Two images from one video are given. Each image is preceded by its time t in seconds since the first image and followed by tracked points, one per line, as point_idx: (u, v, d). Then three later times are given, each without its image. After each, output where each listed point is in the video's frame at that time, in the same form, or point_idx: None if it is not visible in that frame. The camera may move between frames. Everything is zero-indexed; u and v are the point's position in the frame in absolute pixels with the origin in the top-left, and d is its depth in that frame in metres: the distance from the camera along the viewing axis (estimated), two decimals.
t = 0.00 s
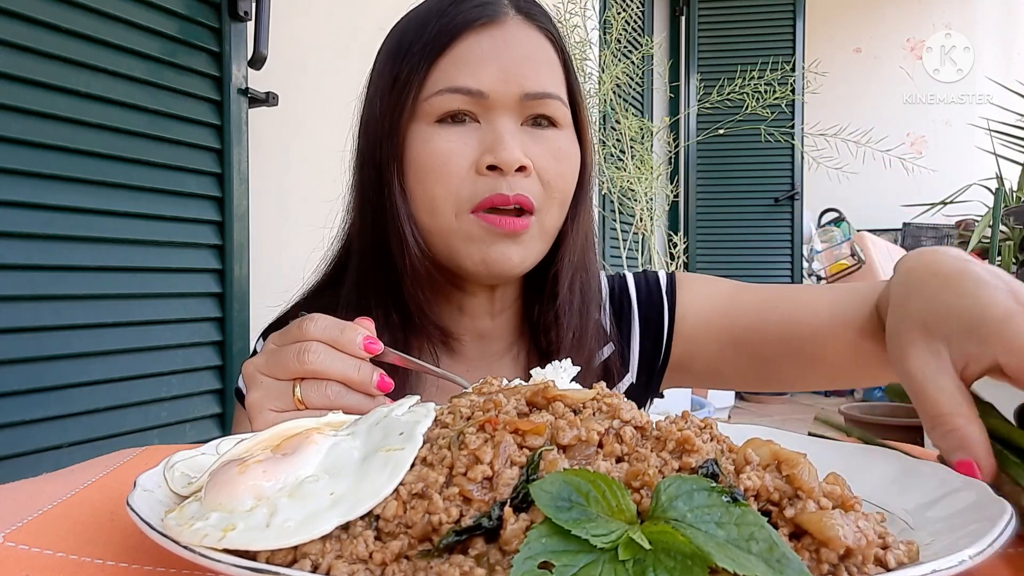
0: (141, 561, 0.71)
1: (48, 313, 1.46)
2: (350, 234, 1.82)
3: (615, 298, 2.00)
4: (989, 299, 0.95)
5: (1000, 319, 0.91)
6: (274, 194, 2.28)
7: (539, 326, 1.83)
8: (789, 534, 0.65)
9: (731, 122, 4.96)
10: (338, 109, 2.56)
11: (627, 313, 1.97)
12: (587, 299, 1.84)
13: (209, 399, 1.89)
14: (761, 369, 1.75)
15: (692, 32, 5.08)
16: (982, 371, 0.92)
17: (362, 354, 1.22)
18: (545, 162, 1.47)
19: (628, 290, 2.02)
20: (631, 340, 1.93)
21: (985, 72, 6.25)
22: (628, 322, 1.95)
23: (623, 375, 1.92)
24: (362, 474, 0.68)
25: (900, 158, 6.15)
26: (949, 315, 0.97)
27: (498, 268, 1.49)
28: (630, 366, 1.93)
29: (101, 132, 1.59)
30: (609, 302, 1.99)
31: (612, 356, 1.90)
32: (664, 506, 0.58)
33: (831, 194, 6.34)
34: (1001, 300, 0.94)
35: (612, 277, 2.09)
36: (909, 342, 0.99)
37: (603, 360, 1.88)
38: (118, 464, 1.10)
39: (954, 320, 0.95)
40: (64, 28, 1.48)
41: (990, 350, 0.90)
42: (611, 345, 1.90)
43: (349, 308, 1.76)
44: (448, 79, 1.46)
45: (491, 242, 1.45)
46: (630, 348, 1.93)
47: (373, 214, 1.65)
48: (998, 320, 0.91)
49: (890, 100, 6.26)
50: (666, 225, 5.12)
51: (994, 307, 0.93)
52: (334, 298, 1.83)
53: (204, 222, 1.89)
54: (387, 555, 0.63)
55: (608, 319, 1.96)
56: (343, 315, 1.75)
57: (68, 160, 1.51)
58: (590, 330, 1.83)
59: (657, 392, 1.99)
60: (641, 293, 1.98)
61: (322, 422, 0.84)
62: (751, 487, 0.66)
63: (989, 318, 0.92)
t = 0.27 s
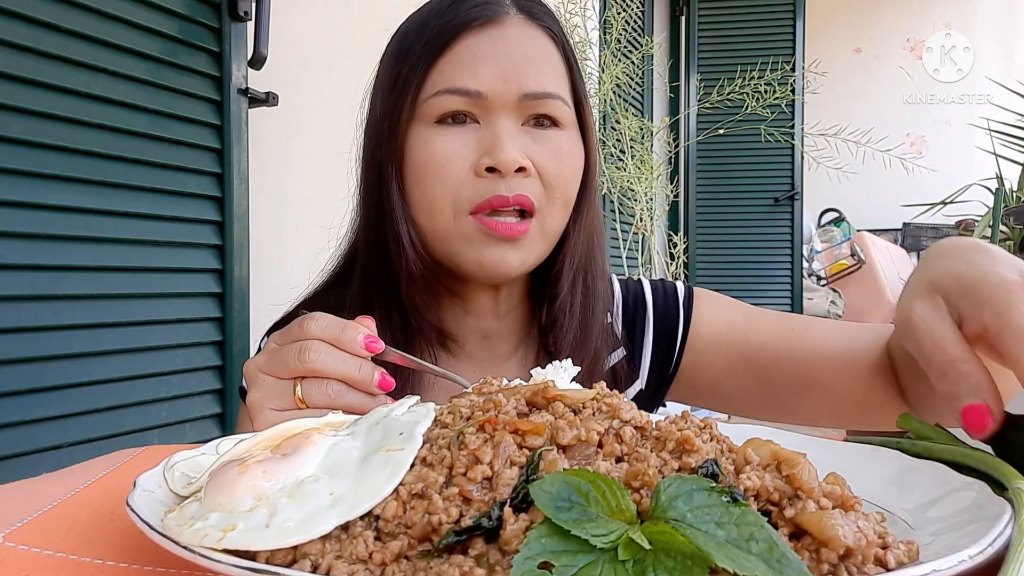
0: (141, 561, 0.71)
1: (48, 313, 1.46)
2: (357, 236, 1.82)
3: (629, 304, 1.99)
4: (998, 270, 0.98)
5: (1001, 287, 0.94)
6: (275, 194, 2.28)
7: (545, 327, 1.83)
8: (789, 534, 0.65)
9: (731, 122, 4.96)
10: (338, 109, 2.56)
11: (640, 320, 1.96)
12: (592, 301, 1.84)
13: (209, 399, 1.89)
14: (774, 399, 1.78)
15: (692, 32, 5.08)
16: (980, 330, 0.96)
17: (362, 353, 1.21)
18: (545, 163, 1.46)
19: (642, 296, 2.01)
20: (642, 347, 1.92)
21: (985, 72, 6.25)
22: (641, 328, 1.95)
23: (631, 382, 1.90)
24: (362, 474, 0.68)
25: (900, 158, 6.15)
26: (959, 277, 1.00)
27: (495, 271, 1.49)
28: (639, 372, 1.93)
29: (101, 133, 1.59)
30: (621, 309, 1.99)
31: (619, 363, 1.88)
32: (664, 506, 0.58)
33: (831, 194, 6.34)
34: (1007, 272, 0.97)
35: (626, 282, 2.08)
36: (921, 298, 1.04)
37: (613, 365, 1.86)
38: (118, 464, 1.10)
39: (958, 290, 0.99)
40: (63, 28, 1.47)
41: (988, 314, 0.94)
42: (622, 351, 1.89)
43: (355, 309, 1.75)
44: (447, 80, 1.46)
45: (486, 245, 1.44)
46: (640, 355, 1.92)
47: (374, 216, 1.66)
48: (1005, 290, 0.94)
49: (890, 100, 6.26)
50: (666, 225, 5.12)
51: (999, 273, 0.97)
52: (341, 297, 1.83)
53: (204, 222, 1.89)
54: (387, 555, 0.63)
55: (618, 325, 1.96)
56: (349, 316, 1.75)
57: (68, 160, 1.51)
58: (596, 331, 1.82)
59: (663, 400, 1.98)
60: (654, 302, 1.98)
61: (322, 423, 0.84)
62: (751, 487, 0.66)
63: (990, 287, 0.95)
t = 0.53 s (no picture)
0: (141, 561, 0.71)
1: (48, 313, 1.46)
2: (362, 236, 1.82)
3: (635, 309, 1.99)
4: None
5: None
6: (275, 195, 2.28)
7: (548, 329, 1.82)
8: (789, 534, 0.65)
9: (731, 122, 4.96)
10: (338, 109, 2.56)
11: (645, 325, 1.96)
12: (594, 303, 1.83)
13: (209, 399, 1.89)
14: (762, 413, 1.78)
15: (692, 32, 5.09)
16: None
17: (362, 355, 1.22)
18: (547, 166, 1.46)
19: (649, 301, 2.01)
20: (646, 353, 1.93)
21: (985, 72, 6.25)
22: (646, 334, 1.95)
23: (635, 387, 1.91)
24: (362, 474, 0.68)
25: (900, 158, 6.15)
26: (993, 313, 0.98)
27: (496, 268, 1.49)
28: (643, 377, 1.93)
29: (102, 132, 1.60)
30: (626, 313, 1.99)
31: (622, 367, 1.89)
32: (664, 505, 0.57)
33: (831, 194, 6.34)
34: None
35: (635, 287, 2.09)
36: (950, 341, 1.00)
37: (615, 368, 1.86)
38: (117, 464, 1.09)
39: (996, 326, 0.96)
40: (63, 28, 1.47)
41: None
42: (625, 355, 1.89)
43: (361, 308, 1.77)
44: (451, 83, 1.46)
45: (486, 244, 1.45)
46: (644, 360, 1.93)
47: (378, 217, 1.67)
48: None
49: (890, 100, 6.26)
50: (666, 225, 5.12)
51: None
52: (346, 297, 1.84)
53: (204, 222, 1.89)
54: (387, 555, 0.63)
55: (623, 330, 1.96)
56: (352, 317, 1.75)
57: (68, 160, 1.51)
58: (596, 333, 1.82)
59: (668, 405, 1.98)
60: (661, 308, 1.97)
61: (322, 423, 0.84)
62: (751, 487, 0.66)
63: None
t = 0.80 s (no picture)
0: (141, 561, 0.71)
1: (48, 313, 1.46)
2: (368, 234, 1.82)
3: (642, 312, 1.99)
4: None
5: None
6: (275, 195, 2.28)
7: (553, 329, 1.82)
8: (789, 533, 0.65)
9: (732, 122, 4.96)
10: (338, 109, 2.56)
11: (651, 328, 1.97)
12: (601, 304, 1.83)
13: (209, 399, 1.89)
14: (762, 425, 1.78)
15: (692, 32, 5.09)
16: None
17: (361, 356, 1.22)
18: (554, 169, 1.46)
19: (656, 304, 2.01)
20: (651, 357, 1.94)
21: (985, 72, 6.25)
22: (652, 337, 1.95)
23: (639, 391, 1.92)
24: (362, 474, 0.68)
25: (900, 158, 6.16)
26: (1005, 316, 0.99)
27: (508, 266, 1.50)
28: (647, 379, 1.94)
29: (102, 133, 1.60)
30: (633, 316, 1.99)
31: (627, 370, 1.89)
32: (664, 505, 0.57)
33: (831, 194, 6.34)
34: None
35: (642, 290, 2.09)
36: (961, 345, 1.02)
37: (620, 370, 1.86)
38: (117, 464, 1.09)
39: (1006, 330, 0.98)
40: (63, 28, 1.47)
41: None
42: (631, 358, 1.89)
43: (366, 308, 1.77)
44: (459, 85, 1.46)
45: (498, 243, 1.45)
46: (648, 364, 1.94)
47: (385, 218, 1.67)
48: None
49: (890, 100, 6.26)
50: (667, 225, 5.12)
51: None
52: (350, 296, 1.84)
53: (204, 222, 1.89)
54: (387, 555, 0.63)
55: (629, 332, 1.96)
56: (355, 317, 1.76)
57: (69, 160, 1.51)
58: (603, 334, 1.82)
59: (672, 408, 1.98)
60: (668, 312, 1.97)
61: (322, 422, 0.84)
62: (751, 486, 0.66)
63: None
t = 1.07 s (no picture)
0: (141, 561, 0.71)
1: (48, 313, 1.46)
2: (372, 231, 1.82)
3: (646, 315, 1.99)
4: None
5: None
6: (275, 195, 2.28)
7: (557, 330, 1.82)
8: (789, 533, 0.65)
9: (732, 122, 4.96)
10: (338, 109, 2.56)
11: (656, 330, 1.96)
12: (607, 307, 1.84)
13: (209, 399, 1.89)
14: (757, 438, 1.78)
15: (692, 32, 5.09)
16: (1018, 357, 0.99)
17: (361, 356, 1.22)
18: (563, 175, 1.47)
19: (661, 308, 2.01)
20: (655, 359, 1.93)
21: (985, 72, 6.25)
22: (656, 339, 1.95)
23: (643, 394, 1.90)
24: (362, 474, 0.68)
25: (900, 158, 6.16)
26: (989, 311, 1.02)
27: (509, 283, 1.52)
28: (652, 380, 1.93)
29: (102, 133, 1.60)
30: (638, 319, 1.99)
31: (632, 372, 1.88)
32: (664, 506, 0.57)
33: (831, 194, 6.34)
34: None
35: (647, 293, 2.09)
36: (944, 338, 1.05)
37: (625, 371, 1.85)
38: (117, 464, 1.09)
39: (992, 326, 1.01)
40: (63, 29, 1.47)
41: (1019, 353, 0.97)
42: (635, 359, 1.88)
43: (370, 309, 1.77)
44: (469, 86, 1.46)
45: (502, 252, 1.46)
46: (653, 367, 1.93)
47: (393, 217, 1.67)
48: None
49: (890, 100, 6.26)
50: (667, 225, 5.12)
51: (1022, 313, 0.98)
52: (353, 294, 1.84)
53: (204, 222, 1.89)
54: (387, 555, 0.63)
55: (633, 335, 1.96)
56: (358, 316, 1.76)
57: (69, 160, 1.51)
58: (608, 335, 1.82)
59: (677, 411, 1.97)
60: (673, 316, 1.97)
61: (322, 422, 0.84)
62: (751, 486, 0.66)
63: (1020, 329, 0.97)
